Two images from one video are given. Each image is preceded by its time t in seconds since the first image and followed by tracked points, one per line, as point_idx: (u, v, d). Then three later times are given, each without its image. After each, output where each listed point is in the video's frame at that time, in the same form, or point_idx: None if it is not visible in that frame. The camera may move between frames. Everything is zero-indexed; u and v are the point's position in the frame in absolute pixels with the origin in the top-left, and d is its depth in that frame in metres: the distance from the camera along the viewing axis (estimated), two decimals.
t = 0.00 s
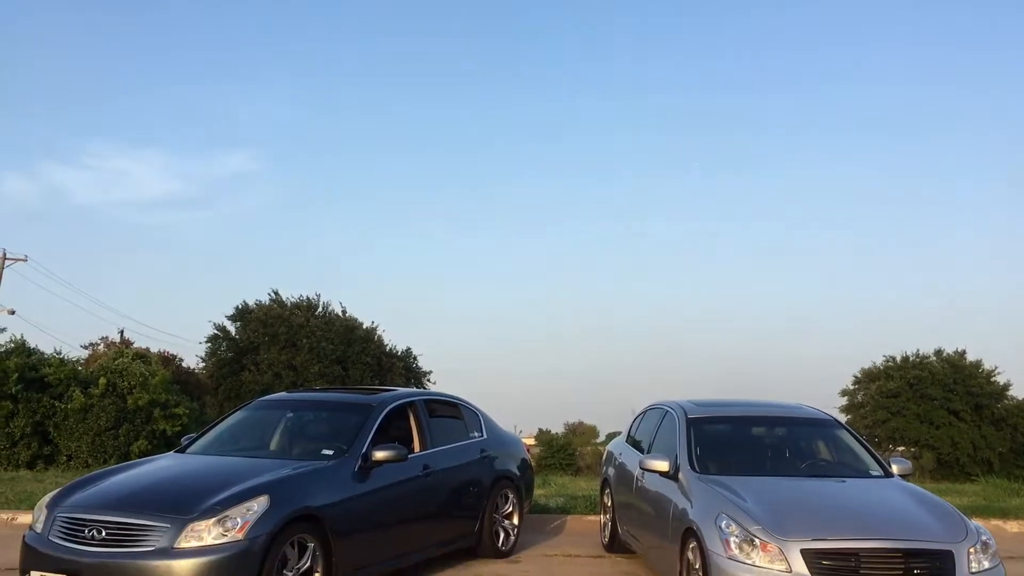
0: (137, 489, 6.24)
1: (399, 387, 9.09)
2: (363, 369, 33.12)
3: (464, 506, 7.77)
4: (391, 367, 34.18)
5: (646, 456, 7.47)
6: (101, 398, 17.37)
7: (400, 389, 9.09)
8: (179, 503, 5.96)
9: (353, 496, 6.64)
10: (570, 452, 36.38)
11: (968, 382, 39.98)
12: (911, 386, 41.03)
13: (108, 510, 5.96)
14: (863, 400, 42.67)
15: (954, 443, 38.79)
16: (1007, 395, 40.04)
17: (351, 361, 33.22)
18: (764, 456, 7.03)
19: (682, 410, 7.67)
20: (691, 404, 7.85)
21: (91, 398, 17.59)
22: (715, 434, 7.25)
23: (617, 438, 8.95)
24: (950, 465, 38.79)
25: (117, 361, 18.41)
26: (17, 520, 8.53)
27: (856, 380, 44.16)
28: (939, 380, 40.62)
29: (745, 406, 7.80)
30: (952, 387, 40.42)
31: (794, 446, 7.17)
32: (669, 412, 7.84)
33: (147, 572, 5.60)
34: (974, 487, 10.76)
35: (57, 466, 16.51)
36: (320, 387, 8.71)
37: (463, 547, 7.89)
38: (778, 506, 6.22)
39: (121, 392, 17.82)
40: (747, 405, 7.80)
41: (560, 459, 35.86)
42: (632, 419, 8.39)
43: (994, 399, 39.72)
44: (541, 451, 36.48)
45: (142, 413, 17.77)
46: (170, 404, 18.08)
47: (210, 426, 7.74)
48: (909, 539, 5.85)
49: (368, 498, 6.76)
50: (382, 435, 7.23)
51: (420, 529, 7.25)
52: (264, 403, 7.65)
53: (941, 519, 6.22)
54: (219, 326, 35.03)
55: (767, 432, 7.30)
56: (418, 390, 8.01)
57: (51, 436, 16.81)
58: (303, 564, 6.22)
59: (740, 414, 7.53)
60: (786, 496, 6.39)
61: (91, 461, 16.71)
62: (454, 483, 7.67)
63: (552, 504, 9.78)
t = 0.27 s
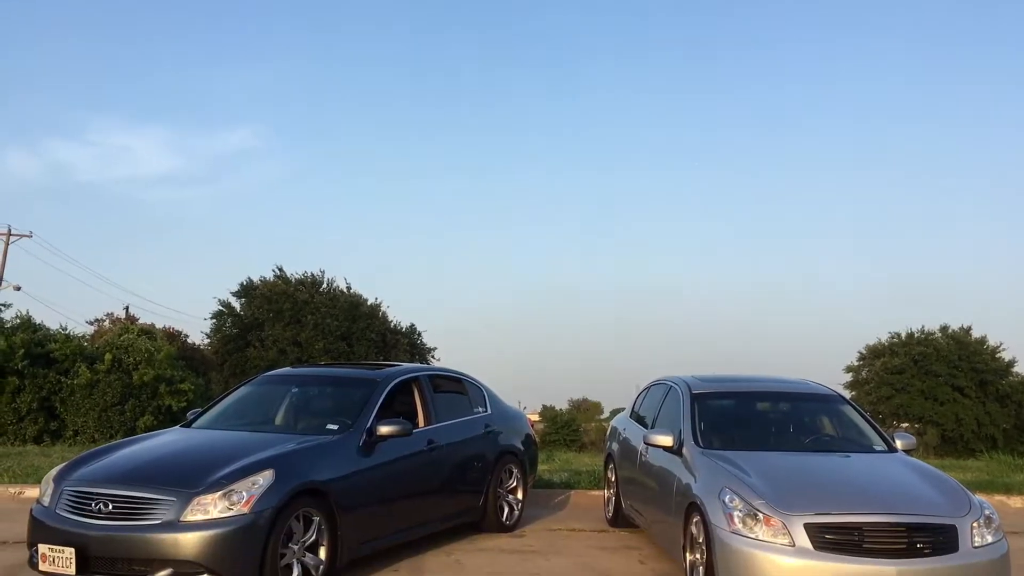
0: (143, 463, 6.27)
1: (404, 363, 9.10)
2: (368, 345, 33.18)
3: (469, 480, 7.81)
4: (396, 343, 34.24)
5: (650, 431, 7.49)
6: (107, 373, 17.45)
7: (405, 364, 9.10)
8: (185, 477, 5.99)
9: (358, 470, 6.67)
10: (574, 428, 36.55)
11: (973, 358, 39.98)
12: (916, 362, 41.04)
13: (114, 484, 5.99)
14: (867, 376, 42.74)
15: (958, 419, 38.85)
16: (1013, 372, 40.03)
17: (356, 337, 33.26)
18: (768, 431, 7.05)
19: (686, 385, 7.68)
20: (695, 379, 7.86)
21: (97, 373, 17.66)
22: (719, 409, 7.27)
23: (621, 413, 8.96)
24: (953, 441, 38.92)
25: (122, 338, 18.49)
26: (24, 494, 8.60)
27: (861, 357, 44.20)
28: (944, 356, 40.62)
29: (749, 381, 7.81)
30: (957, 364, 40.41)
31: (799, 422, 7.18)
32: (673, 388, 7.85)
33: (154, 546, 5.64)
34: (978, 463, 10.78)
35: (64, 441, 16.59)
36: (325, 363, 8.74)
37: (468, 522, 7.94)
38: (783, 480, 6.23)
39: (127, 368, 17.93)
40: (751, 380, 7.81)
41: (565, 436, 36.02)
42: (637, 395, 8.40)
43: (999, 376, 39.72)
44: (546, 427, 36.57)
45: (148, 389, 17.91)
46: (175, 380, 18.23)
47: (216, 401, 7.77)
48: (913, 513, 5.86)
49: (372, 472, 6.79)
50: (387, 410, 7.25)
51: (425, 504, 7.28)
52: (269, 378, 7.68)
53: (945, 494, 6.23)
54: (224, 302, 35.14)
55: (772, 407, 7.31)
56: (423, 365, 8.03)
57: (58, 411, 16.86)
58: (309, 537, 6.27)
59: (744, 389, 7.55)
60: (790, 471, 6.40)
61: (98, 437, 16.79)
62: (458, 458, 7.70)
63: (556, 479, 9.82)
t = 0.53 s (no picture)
0: (148, 439, 6.30)
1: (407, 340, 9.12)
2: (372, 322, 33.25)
3: (472, 456, 7.84)
4: (399, 320, 34.30)
5: (652, 407, 7.52)
6: (111, 350, 17.53)
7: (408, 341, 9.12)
8: (190, 452, 6.02)
9: (362, 445, 6.71)
10: (577, 405, 36.70)
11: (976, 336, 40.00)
12: (919, 339, 41.07)
13: (120, 458, 6.02)
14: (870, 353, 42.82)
15: (960, 396, 38.95)
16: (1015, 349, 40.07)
17: (360, 315, 33.34)
18: (770, 406, 7.07)
19: (689, 362, 7.70)
20: (698, 355, 7.87)
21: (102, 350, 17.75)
22: (721, 385, 7.29)
23: (624, 390, 8.99)
24: (955, 417, 39.04)
25: (126, 314, 18.58)
26: (30, 470, 8.66)
27: (864, 334, 44.24)
28: (947, 333, 40.66)
29: (751, 357, 7.82)
30: (960, 342, 40.44)
31: (801, 398, 7.20)
32: (675, 364, 7.87)
33: (160, 521, 5.68)
34: (980, 438, 10.81)
35: (69, 417, 16.67)
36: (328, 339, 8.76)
37: (472, 497, 7.99)
38: (785, 456, 6.25)
39: (132, 344, 18.04)
40: (754, 356, 7.82)
41: (568, 413, 36.15)
42: (640, 371, 8.42)
43: (1001, 353, 39.76)
44: (549, 404, 36.67)
45: (152, 366, 18.03)
46: (179, 357, 18.36)
47: (220, 377, 7.80)
48: (914, 488, 5.88)
49: (376, 448, 6.82)
50: (390, 386, 7.27)
51: (428, 479, 7.32)
52: (273, 354, 7.70)
53: (946, 469, 6.25)
54: (228, 280, 35.19)
55: (774, 383, 7.33)
56: (426, 342, 8.04)
57: (63, 387, 16.91)
58: (313, 512, 6.31)
59: (747, 365, 7.56)
60: (792, 446, 6.42)
61: (103, 413, 16.89)
62: (462, 433, 7.73)
63: (559, 455, 9.86)
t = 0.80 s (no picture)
0: (151, 416, 6.31)
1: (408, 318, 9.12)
2: (373, 302, 33.28)
3: (474, 434, 7.87)
4: (401, 299, 34.32)
5: (654, 385, 7.54)
6: (114, 329, 17.58)
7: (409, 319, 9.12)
8: (193, 429, 6.05)
9: (364, 423, 6.73)
10: (578, 383, 36.83)
11: (978, 314, 40.06)
12: (920, 318, 41.12)
13: (123, 436, 6.05)
14: (870, 332, 42.90)
15: (961, 374, 39.05)
16: (1016, 328, 40.14)
17: (361, 295, 33.37)
18: (771, 383, 7.09)
19: (691, 339, 7.71)
20: (699, 333, 7.88)
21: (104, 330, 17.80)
22: (722, 363, 7.30)
23: (625, 368, 9.01)
24: (956, 395, 39.14)
25: (128, 294, 18.62)
26: (34, 448, 8.71)
27: (865, 313, 44.30)
28: (949, 312, 40.70)
29: (752, 335, 7.83)
30: (961, 320, 40.49)
31: (802, 375, 7.21)
32: (676, 342, 7.89)
33: (163, 498, 5.71)
34: (980, 416, 10.85)
35: (73, 396, 16.75)
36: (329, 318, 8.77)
37: (474, 474, 8.03)
38: (786, 433, 6.27)
39: (134, 324, 18.09)
40: (755, 334, 7.83)
41: (568, 392, 36.26)
42: (641, 349, 8.43)
43: (1002, 332, 39.82)
44: (550, 382, 36.73)
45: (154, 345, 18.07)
46: (180, 336, 18.41)
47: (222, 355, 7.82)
48: (914, 464, 5.90)
49: (378, 425, 6.84)
50: (391, 364, 7.29)
51: (430, 456, 7.35)
52: (274, 332, 7.71)
53: (946, 445, 6.26)
54: (229, 260, 35.20)
55: (775, 360, 7.34)
56: (427, 320, 8.05)
57: (66, 366, 16.98)
58: (316, 489, 6.34)
59: (748, 343, 7.57)
60: (793, 423, 6.44)
61: (106, 392, 16.96)
62: (464, 411, 7.76)
63: (561, 433, 9.90)
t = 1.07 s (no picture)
0: (152, 396, 6.32)
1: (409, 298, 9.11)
2: (374, 282, 33.27)
3: (475, 413, 7.89)
4: (402, 280, 34.32)
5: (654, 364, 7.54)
6: (115, 310, 17.60)
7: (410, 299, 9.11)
8: (194, 409, 6.05)
9: (365, 402, 6.74)
10: (579, 363, 36.87)
11: (979, 294, 40.08)
12: (920, 298, 41.13)
13: (124, 415, 6.06)
14: (871, 312, 42.92)
15: (961, 354, 39.10)
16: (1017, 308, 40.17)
17: (362, 275, 33.35)
18: (771, 362, 7.09)
19: (691, 319, 7.70)
20: (700, 312, 7.88)
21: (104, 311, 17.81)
22: (722, 342, 7.30)
23: (625, 347, 9.01)
24: (957, 374, 39.23)
25: (129, 274, 18.61)
26: (36, 428, 8.73)
27: (866, 293, 44.32)
28: (949, 292, 40.71)
29: (753, 314, 7.83)
30: (962, 300, 40.52)
31: (802, 354, 7.22)
32: (677, 321, 7.89)
33: (165, 476, 5.73)
34: (979, 395, 10.88)
35: (74, 376, 16.80)
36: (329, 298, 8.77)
37: (474, 453, 8.05)
38: (786, 411, 6.28)
39: (135, 305, 18.10)
40: (755, 313, 7.83)
41: (570, 371, 36.31)
42: (642, 329, 8.43)
43: (1003, 311, 39.85)
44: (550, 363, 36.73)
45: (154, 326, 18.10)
46: (180, 317, 18.43)
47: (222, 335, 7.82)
48: (914, 442, 5.91)
49: (379, 405, 6.86)
50: (392, 344, 7.30)
51: (431, 436, 7.37)
52: (274, 312, 7.71)
53: (945, 423, 6.27)
54: (230, 240, 35.18)
55: (776, 340, 7.34)
56: (428, 300, 8.04)
57: (67, 346, 17.02)
58: (317, 468, 6.36)
59: (749, 322, 7.57)
60: (793, 402, 6.44)
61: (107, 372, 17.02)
62: (465, 391, 7.78)
63: (561, 413, 9.91)
